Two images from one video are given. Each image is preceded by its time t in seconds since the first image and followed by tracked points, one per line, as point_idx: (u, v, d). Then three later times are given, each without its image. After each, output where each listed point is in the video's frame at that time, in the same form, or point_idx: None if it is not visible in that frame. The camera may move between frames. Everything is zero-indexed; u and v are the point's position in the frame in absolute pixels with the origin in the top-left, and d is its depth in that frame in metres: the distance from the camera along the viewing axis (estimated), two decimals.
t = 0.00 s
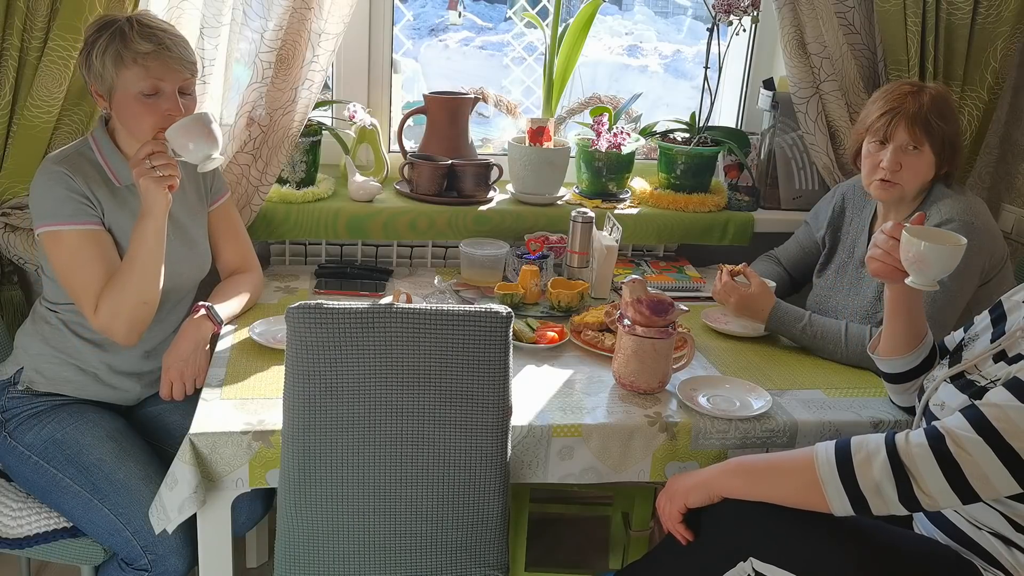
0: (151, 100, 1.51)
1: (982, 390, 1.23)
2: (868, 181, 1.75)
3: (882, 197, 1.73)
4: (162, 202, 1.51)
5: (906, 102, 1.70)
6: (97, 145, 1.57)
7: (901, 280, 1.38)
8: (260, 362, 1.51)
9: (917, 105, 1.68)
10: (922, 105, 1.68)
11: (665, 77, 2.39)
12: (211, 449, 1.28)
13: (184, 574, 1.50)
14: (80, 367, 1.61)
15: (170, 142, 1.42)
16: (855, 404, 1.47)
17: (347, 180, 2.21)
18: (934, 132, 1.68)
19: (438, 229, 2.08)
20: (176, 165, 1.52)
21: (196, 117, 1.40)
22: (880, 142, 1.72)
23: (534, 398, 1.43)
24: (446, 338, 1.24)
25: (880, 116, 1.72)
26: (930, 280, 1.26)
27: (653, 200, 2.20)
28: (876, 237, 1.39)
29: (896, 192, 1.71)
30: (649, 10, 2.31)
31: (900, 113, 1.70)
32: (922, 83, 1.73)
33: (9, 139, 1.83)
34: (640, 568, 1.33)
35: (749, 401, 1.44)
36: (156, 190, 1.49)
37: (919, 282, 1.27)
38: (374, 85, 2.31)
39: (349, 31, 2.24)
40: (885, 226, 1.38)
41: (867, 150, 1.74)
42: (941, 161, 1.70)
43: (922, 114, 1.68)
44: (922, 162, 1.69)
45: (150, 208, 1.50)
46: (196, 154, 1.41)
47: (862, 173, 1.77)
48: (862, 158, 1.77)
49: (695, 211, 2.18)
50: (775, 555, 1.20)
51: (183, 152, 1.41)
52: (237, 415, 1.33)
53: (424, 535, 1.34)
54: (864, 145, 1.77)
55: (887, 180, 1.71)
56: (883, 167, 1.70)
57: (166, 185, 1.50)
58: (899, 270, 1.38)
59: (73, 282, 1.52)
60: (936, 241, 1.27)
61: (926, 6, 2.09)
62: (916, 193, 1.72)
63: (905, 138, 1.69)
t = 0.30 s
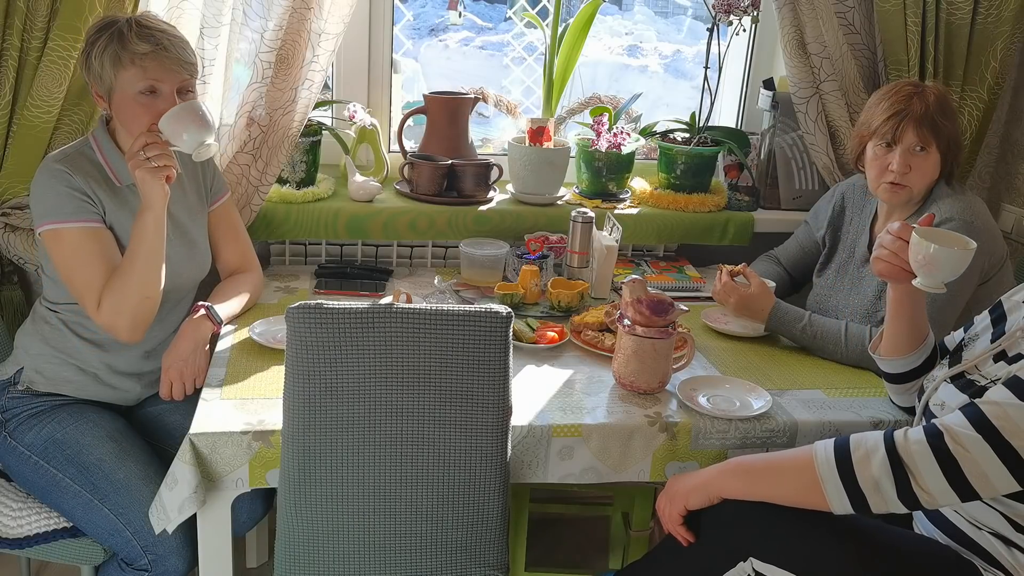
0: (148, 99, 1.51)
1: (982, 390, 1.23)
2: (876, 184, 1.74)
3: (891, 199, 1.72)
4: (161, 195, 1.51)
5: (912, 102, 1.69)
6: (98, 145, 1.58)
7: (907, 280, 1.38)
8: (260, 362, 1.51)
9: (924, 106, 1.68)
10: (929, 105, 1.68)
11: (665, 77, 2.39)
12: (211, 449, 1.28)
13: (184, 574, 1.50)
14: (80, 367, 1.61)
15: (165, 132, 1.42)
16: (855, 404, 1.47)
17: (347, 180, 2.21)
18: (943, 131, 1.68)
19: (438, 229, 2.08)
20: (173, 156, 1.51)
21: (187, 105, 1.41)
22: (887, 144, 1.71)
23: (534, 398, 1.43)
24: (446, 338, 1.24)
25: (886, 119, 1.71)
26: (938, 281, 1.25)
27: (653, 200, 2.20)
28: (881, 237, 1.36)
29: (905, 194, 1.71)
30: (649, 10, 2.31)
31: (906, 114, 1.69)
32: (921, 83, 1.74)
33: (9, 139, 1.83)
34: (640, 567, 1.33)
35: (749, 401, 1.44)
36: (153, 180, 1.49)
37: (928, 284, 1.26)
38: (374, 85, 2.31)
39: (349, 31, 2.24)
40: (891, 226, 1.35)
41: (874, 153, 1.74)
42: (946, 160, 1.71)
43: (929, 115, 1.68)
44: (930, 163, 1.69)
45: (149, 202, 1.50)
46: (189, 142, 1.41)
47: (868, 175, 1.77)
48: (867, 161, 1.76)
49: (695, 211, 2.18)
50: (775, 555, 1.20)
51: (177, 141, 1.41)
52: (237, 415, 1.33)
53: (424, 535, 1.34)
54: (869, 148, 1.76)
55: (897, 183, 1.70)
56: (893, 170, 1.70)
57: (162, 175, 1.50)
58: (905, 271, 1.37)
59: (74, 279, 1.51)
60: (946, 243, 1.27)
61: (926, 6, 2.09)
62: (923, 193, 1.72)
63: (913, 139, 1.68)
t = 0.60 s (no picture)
0: (148, 97, 1.51)
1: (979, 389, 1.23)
2: (878, 186, 1.74)
3: (893, 201, 1.73)
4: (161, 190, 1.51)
5: (912, 104, 1.70)
6: (98, 144, 1.58)
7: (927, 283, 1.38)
8: (260, 362, 1.51)
9: (924, 108, 1.68)
10: (929, 107, 1.68)
11: (665, 77, 2.39)
12: (211, 449, 1.28)
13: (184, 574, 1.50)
14: (80, 367, 1.61)
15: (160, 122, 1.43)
16: (855, 404, 1.47)
17: (347, 180, 2.21)
18: (943, 132, 1.69)
19: (438, 229, 2.08)
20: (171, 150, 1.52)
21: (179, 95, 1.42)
22: (888, 146, 1.71)
23: (534, 398, 1.43)
24: (446, 338, 1.24)
25: (887, 121, 1.71)
26: (961, 287, 1.25)
27: (653, 200, 2.20)
28: (905, 237, 1.36)
29: (907, 195, 1.71)
30: (649, 10, 2.31)
31: (907, 116, 1.69)
32: (921, 83, 1.74)
33: (9, 139, 1.83)
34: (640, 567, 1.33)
35: (749, 401, 1.44)
36: (151, 173, 1.49)
37: (949, 289, 1.27)
38: (374, 85, 2.31)
39: (349, 31, 2.24)
40: (916, 226, 1.35)
41: (875, 155, 1.74)
42: (948, 159, 1.71)
43: (930, 116, 1.68)
44: (932, 163, 1.69)
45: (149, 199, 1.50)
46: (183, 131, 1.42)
47: (869, 176, 1.77)
48: (869, 163, 1.76)
49: (695, 211, 2.18)
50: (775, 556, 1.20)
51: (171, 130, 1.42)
52: (237, 415, 1.33)
53: (424, 535, 1.34)
54: (869, 150, 1.76)
55: (899, 184, 1.71)
56: (894, 172, 1.70)
57: (160, 167, 1.50)
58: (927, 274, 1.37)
59: (76, 278, 1.51)
60: (976, 250, 1.27)
61: (926, 6, 2.09)
62: (924, 193, 1.72)
63: (914, 141, 1.69)
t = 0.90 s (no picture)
0: (148, 95, 1.51)
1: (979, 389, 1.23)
2: (878, 188, 1.74)
3: (895, 203, 1.73)
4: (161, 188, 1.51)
5: (912, 105, 1.70)
6: (98, 143, 1.58)
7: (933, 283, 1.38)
8: (260, 362, 1.51)
9: (924, 109, 1.69)
10: (929, 108, 1.69)
11: (665, 77, 2.39)
12: (211, 449, 1.28)
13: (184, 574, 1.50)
14: (80, 367, 1.61)
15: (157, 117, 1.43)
16: (855, 404, 1.47)
17: (347, 180, 2.21)
18: (943, 133, 1.69)
19: (438, 229, 2.08)
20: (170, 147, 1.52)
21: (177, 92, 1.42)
22: (888, 148, 1.71)
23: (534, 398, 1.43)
24: (446, 338, 1.24)
25: (887, 123, 1.71)
26: (965, 288, 1.25)
27: (652, 200, 2.20)
28: (913, 236, 1.36)
29: (908, 196, 1.71)
30: (649, 10, 2.31)
31: (907, 118, 1.69)
32: (920, 83, 1.74)
33: (9, 139, 1.83)
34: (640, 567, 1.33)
35: (749, 401, 1.44)
36: (151, 171, 1.49)
37: (954, 290, 1.27)
38: (374, 85, 2.31)
39: (349, 31, 2.24)
40: (926, 226, 1.35)
41: (875, 157, 1.74)
42: (948, 160, 1.71)
43: (930, 117, 1.68)
44: (932, 164, 1.69)
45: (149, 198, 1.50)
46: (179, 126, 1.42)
47: (869, 178, 1.77)
48: (869, 165, 1.76)
49: (695, 211, 2.18)
50: (775, 556, 1.20)
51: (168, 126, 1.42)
52: (237, 414, 1.33)
53: (424, 535, 1.34)
54: (869, 151, 1.76)
55: (899, 186, 1.71)
56: (895, 174, 1.70)
57: (159, 164, 1.50)
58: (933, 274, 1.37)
59: (76, 277, 1.51)
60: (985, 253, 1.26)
61: (926, 6, 2.09)
62: (924, 194, 1.72)
63: (914, 142, 1.69)
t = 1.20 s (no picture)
0: (150, 97, 1.51)
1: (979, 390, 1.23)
2: (879, 190, 1.74)
3: (897, 205, 1.73)
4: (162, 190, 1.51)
5: (912, 107, 1.70)
6: (98, 142, 1.58)
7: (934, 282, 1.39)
8: (260, 362, 1.51)
9: (925, 110, 1.69)
10: (929, 109, 1.69)
11: (665, 77, 2.39)
12: (211, 449, 1.28)
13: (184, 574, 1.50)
14: (80, 367, 1.61)
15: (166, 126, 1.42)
16: (855, 404, 1.47)
17: (347, 180, 2.21)
18: (943, 134, 1.69)
19: (438, 229, 2.08)
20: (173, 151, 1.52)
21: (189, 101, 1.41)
22: (889, 150, 1.71)
23: (534, 398, 1.43)
24: (446, 338, 1.24)
25: (888, 125, 1.71)
26: (963, 286, 1.26)
27: (652, 200, 2.20)
28: (920, 233, 1.38)
29: (911, 198, 1.71)
30: (649, 10, 2.31)
31: (907, 120, 1.69)
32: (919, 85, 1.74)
33: (9, 139, 1.83)
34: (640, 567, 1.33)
35: (749, 401, 1.44)
36: (154, 177, 1.49)
37: (953, 288, 1.27)
38: (374, 85, 2.31)
39: (349, 31, 2.24)
40: (934, 224, 1.37)
41: (876, 159, 1.74)
42: (948, 160, 1.71)
43: (930, 119, 1.68)
44: (933, 166, 1.70)
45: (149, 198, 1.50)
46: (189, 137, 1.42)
47: (870, 180, 1.77)
48: (870, 167, 1.76)
49: (695, 211, 2.18)
50: (775, 556, 1.20)
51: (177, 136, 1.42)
52: (237, 414, 1.33)
53: (424, 535, 1.34)
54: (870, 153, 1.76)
55: (901, 188, 1.71)
56: (897, 176, 1.70)
57: (163, 171, 1.50)
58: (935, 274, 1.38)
59: (76, 277, 1.51)
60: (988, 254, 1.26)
61: (926, 6, 2.09)
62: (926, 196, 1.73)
63: (916, 144, 1.69)
